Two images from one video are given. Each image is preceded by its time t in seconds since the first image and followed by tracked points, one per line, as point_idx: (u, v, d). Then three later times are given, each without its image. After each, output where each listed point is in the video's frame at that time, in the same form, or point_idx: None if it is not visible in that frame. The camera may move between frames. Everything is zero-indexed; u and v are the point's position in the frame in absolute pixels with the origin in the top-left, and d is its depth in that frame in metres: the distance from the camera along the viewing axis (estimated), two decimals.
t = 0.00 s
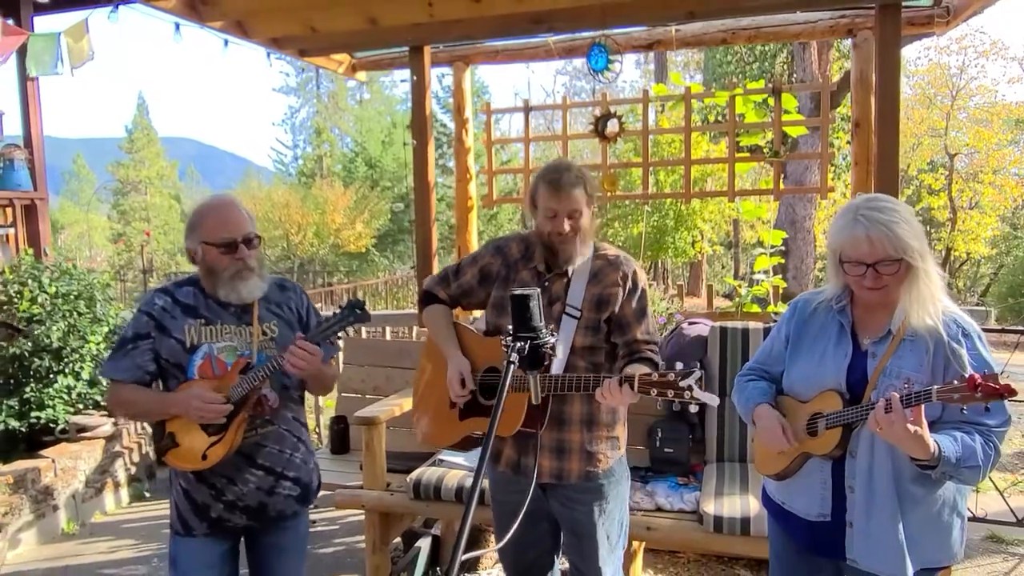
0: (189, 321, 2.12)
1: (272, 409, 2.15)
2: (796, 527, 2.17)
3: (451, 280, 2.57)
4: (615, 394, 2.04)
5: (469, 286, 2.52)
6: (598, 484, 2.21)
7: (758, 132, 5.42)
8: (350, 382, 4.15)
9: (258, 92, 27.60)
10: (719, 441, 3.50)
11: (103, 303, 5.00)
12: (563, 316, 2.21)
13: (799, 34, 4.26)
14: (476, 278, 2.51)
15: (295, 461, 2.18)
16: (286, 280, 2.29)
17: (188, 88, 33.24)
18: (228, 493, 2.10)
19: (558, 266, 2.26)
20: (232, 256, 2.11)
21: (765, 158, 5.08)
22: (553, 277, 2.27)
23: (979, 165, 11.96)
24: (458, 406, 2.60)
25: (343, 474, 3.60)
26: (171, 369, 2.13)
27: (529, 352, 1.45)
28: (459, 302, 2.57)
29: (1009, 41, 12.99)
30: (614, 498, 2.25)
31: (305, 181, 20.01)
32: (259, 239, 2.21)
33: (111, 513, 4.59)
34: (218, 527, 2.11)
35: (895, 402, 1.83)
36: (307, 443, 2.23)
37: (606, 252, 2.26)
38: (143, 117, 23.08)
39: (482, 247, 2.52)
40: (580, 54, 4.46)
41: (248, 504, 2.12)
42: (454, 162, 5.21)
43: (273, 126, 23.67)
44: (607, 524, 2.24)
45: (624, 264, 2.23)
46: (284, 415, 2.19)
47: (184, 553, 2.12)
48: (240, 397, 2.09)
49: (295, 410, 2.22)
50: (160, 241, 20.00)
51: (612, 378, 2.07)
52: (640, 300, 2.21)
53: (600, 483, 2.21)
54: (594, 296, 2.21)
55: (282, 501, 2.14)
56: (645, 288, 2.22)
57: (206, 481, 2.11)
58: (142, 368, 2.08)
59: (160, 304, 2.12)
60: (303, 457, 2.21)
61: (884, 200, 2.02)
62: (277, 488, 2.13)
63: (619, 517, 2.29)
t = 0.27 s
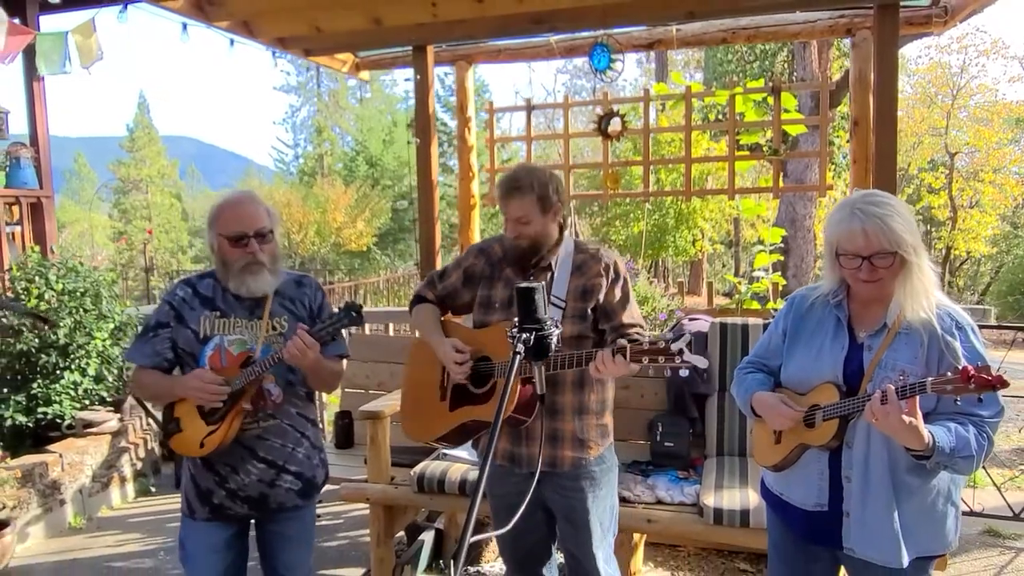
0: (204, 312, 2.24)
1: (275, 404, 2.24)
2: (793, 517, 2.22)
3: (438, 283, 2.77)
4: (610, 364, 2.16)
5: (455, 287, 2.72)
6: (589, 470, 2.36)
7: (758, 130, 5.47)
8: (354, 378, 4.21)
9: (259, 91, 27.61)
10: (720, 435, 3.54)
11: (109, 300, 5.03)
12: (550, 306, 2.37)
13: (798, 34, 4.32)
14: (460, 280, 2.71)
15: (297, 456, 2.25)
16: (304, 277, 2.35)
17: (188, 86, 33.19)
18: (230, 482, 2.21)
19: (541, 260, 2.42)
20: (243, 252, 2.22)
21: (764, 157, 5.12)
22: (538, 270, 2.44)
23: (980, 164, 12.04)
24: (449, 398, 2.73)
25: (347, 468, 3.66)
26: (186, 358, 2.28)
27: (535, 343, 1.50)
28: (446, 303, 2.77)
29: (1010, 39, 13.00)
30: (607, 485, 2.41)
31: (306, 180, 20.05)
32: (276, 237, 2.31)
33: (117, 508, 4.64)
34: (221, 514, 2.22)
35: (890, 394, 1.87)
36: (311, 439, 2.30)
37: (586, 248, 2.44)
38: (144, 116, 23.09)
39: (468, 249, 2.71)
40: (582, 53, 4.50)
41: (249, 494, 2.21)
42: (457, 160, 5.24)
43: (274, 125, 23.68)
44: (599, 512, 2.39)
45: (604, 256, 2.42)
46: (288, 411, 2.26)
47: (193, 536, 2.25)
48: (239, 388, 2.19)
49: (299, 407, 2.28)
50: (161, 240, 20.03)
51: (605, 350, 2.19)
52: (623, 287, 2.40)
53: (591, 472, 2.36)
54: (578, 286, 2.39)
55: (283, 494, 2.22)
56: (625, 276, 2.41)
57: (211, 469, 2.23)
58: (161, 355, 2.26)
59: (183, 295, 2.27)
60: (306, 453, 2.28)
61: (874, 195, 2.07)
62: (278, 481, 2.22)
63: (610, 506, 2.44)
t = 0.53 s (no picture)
0: (214, 305, 2.32)
1: (274, 397, 2.30)
2: (792, 508, 2.27)
3: (427, 285, 2.83)
4: (611, 346, 2.24)
5: (444, 288, 2.78)
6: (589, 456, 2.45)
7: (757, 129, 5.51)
8: (357, 374, 4.25)
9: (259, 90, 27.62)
10: (719, 430, 3.58)
11: (114, 298, 5.07)
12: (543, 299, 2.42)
13: (797, 34, 4.36)
14: (449, 281, 2.77)
15: (298, 450, 2.31)
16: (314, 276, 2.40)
17: (188, 84, 33.19)
18: (233, 472, 2.28)
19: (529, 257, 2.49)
20: (247, 251, 2.28)
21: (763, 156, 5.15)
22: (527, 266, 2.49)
23: (979, 163, 12.06)
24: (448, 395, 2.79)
25: (351, 462, 3.71)
26: (196, 347, 2.37)
27: (540, 335, 1.54)
28: (437, 304, 2.84)
29: (1009, 39, 13.02)
30: (605, 471, 2.49)
31: (307, 179, 20.09)
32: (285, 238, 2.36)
33: (123, 503, 4.70)
34: (225, 504, 2.29)
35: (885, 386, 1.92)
36: (312, 433, 2.35)
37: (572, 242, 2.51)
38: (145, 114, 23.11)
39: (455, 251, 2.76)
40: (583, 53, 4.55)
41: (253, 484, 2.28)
42: (459, 159, 5.28)
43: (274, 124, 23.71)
44: (598, 499, 2.47)
45: (590, 249, 2.49)
46: (289, 404, 2.31)
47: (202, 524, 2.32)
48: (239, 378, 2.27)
49: (300, 401, 2.33)
50: (162, 238, 20.07)
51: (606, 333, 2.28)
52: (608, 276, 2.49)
53: (589, 460, 2.44)
54: (566, 279, 2.45)
55: (284, 486, 2.28)
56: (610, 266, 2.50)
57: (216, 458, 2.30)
58: (172, 344, 2.35)
59: (198, 286, 2.36)
60: (307, 446, 2.33)
61: (878, 190, 2.15)
62: (279, 474, 2.27)
63: (607, 494, 2.51)
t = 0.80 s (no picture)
0: (215, 302, 2.43)
1: (266, 396, 2.38)
2: (789, 500, 2.32)
3: (423, 286, 2.91)
4: (615, 339, 2.28)
5: (440, 289, 2.86)
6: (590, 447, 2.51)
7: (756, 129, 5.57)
8: (361, 371, 4.30)
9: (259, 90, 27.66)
10: (717, 426, 3.63)
11: (119, 296, 5.12)
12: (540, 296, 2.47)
13: (795, 34, 4.41)
14: (444, 283, 2.84)
15: (290, 445, 2.39)
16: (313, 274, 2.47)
17: (188, 84, 33.23)
18: (228, 465, 2.38)
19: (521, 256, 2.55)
20: (241, 253, 2.37)
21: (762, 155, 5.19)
22: (520, 266, 2.56)
23: (978, 162, 12.11)
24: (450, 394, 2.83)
25: (355, 458, 3.76)
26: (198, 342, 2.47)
27: (543, 331, 1.59)
28: (433, 305, 2.90)
29: (1008, 38, 13.08)
30: (602, 461, 2.55)
31: (307, 178, 20.13)
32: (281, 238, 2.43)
33: (128, 499, 4.75)
34: (221, 494, 2.40)
35: (880, 381, 1.97)
36: (304, 430, 2.43)
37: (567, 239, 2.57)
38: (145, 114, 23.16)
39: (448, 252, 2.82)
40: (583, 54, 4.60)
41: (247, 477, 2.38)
42: (460, 159, 5.33)
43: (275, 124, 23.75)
44: (597, 490, 2.52)
45: (582, 246, 2.55)
46: (282, 403, 2.40)
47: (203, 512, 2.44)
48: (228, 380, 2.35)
49: (293, 399, 2.42)
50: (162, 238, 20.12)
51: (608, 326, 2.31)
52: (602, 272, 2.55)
53: (589, 451, 2.50)
54: (560, 275, 2.50)
55: (277, 480, 2.37)
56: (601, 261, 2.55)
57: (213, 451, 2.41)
58: (177, 338, 2.46)
59: (201, 284, 2.46)
60: (299, 443, 2.41)
61: (876, 190, 2.20)
62: (272, 468, 2.36)
63: (606, 485, 2.57)
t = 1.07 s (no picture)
0: (208, 299, 2.59)
1: (256, 391, 2.52)
2: (788, 496, 2.34)
3: (421, 285, 2.92)
4: (611, 335, 2.32)
5: (438, 287, 2.88)
6: (588, 443, 2.54)
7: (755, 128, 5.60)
8: (362, 369, 4.32)
9: (259, 88, 27.67)
10: (716, 422, 3.66)
11: (122, 294, 5.14)
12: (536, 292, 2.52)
13: (795, 33, 4.43)
14: (443, 280, 2.87)
15: (283, 437, 2.54)
16: (301, 270, 2.58)
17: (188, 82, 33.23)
18: (224, 455, 2.54)
19: (518, 255, 2.59)
20: (227, 254, 2.50)
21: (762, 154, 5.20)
22: (517, 264, 2.61)
23: (978, 161, 12.14)
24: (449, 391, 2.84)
25: (357, 454, 3.79)
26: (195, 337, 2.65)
27: (544, 326, 1.61)
28: (431, 303, 2.92)
29: (1007, 37, 13.10)
30: (599, 458, 2.57)
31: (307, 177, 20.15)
32: (268, 238, 2.55)
33: (131, 495, 4.78)
34: (220, 481, 2.56)
35: (879, 379, 1.99)
36: (296, 422, 2.58)
37: (564, 237, 2.61)
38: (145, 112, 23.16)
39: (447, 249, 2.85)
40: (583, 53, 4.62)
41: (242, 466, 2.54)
42: (461, 157, 5.35)
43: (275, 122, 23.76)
44: (595, 486, 2.55)
45: (578, 244, 2.60)
46: (271, 396, 2.55)
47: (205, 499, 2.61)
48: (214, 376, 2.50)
49: (283, 393, 2.57)
50: (162, 236, 20.13)
51: (605, 322, 2.36)
52: (599, 270, 2.59)
53: (586, 447, 2.53)
54: (558, 273, 2.54)
55: (271, 469, 2.53)
56: (598, 259, 2.60)
57: (211, 441, 2.58)
58: (177, 333, 2.65)
59: (199, 283, 2.64)
60: (291, 434, 2.56)
61: (873, 190, 2.22)
62: (266, 458, 2.52)
63: (603, 482, 2.60)
